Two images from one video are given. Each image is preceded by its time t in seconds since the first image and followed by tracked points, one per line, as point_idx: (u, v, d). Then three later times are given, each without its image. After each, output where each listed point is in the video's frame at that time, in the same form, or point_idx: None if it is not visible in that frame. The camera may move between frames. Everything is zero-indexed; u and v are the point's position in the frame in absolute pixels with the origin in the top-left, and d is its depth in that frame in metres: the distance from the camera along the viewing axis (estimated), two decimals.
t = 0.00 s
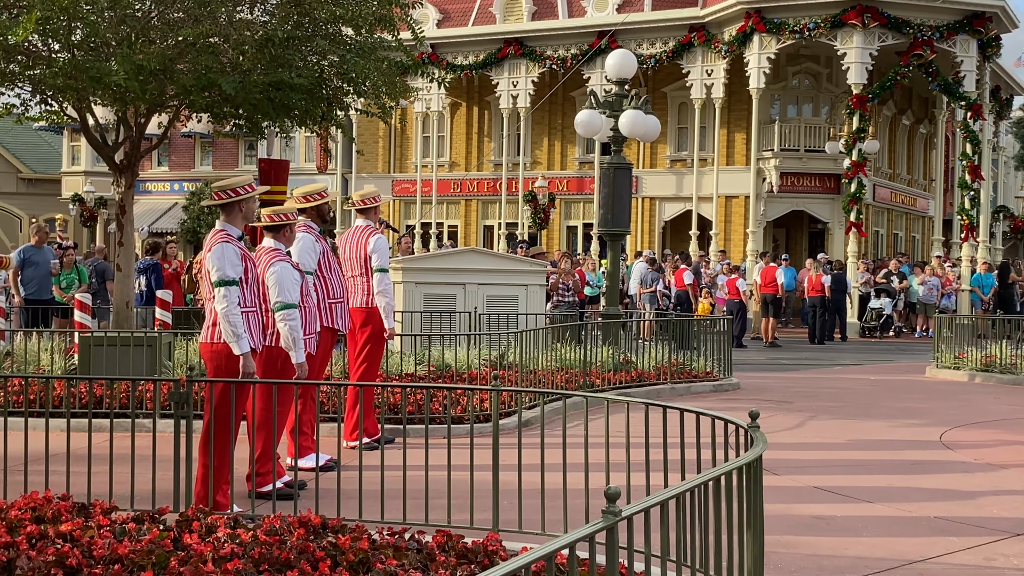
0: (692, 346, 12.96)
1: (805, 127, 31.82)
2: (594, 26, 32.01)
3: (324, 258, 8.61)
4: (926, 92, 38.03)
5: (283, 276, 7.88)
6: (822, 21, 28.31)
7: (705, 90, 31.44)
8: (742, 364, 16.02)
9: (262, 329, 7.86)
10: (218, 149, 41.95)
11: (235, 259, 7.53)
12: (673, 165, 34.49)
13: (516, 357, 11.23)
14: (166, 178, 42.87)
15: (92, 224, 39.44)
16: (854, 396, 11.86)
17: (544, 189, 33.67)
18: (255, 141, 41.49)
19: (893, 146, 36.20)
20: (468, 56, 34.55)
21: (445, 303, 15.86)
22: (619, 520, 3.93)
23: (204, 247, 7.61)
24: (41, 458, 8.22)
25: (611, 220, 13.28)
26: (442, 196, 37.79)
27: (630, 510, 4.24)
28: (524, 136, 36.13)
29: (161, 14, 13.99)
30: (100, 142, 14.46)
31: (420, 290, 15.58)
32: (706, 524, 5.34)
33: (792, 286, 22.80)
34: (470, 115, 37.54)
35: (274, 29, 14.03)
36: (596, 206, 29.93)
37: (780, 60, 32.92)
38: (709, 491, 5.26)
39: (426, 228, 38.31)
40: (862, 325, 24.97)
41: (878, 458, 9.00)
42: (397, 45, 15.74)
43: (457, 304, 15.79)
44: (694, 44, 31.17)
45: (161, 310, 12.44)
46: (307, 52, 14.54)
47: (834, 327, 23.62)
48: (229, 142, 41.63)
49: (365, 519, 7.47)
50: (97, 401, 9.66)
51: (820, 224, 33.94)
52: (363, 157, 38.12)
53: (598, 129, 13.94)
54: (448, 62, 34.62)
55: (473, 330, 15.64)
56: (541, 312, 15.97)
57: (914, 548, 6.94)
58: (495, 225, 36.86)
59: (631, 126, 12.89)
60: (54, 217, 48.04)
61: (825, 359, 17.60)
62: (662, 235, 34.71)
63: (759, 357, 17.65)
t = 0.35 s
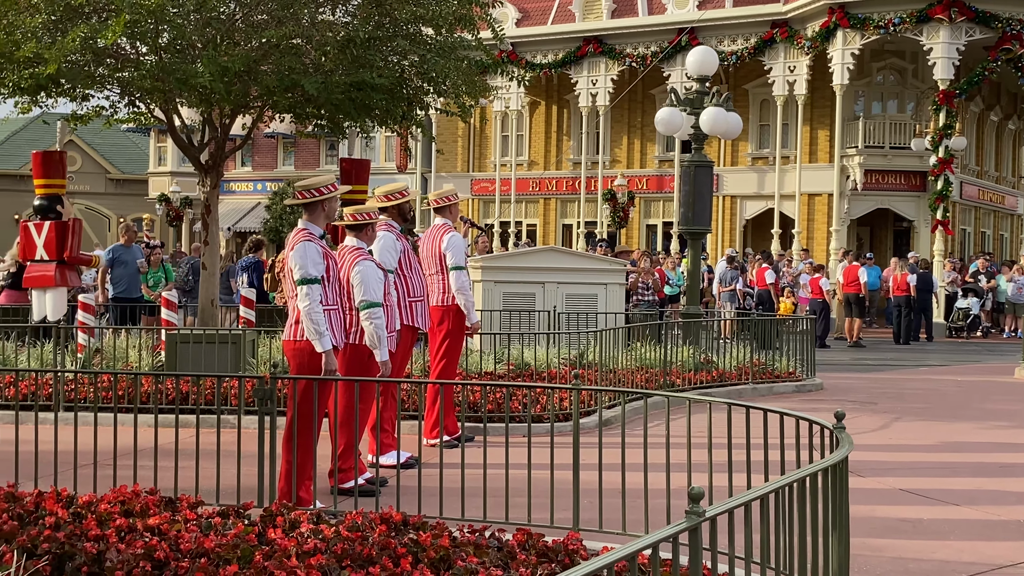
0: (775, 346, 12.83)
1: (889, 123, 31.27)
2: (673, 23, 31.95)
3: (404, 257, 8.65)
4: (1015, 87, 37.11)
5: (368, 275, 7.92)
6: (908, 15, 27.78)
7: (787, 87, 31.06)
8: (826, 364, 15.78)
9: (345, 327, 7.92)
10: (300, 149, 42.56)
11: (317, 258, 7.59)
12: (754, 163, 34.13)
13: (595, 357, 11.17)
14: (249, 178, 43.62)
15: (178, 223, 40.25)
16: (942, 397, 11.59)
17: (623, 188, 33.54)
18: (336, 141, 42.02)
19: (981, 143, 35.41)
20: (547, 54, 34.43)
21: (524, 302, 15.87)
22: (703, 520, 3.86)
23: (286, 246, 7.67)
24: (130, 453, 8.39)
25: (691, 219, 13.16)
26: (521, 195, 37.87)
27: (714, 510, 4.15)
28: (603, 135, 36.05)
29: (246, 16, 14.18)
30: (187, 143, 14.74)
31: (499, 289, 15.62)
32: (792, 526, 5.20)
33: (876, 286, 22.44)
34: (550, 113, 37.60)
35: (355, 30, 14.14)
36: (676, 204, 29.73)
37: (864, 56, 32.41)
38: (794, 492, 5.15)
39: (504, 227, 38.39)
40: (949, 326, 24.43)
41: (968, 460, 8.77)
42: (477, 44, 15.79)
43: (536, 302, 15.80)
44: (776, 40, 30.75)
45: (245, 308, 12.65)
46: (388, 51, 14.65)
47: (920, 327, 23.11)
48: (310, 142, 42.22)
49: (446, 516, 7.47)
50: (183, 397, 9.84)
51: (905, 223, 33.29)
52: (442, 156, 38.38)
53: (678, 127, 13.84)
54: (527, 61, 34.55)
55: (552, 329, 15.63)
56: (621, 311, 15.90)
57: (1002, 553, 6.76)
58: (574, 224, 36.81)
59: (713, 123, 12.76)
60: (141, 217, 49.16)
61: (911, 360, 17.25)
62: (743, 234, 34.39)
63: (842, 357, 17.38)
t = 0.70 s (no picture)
0: (810, 342, 12.76)
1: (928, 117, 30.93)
2: (708, 17, 31.75)
3: (439, 253, 8.67)
4: None
5: (403, 270, 7.94)
6: (946, 9, 27.49)
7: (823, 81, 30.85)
8: (862, 360, 15.67)
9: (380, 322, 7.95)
10: (335, 145, 42.76)
11: (352, 253, 7.62)
12: (790, 158, 33.91)
13: (629, 352, 11.16)
14: (285, 174, 43.90)
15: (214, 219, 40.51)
16: (981, 394, 11.47)
17: (658, 183, 33.43)
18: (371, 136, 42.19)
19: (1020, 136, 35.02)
20: (582, 48, 34.36)
21: (559, 298, 15.89)
22: (738, 516, 3.84)
23: (321, 241, 7.72)
24: (168, 447, 8.47)
25: (726, 214, 13.08)
26: (555, 190, 37.87)
27: (750, 505, 4.14)
28: (638, 129, 35.95)
29: (282, 12, 14.28)
30: (223, 139, 14.84)
31: (534, 285, 15.66)
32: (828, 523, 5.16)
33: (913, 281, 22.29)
34: (584, 108, 37.54)
35: (390, 25, 14.19)
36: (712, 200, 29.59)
37: (903, 49, 32.12)
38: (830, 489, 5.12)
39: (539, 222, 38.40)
40: (987, 321, 24.21)
41: (1007, 457, 8.68)
42: (512, 39, 15.81)
43: (571, 297, 15.80)
44: (812, 34, 30.50)
45: (280, 303, 12.74)
46: (422, 47, 14.72)
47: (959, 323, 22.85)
48: (345, 138, 42.40)
49: (481, 511, 7.49)
50: (220, 391, 9.92)
51: (943, 218, 32.95)
52: (477, 152, 38.42)
53: (714, 121, 13.77)
54: (561, 56, 34.54)
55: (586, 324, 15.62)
56: (656, 306, 15.86)
57: None
58: (609, 220, 36.78)
59: (749, 117, 12.67)
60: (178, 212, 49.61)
61: (949, 356, 17.08)
62: (779, 229, 34.21)
63: (879, 352, 17.25)
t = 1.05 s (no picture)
0: (826, 335, 12.74)
1: (944, 111, 30.80)
2: (723, 10, 31.65)
3: (454, 246, 8.66)
4: None
5: (416, 263, 7.93)
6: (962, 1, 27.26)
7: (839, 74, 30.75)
8: (878, 354, 15.63)
9: (394, 316, 7.95)
10: (350, 139, 42.82)
11: (367, 246, 7.63)
12: (805, 152, 33.83)
13: (645, 346, 11.15)
14: (300, 167, 44.00)
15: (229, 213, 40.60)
16: (996, 387, 11.44)
17: (674, 176, 33.38)
18: (386, 130, 42.25)
19: None
20: (597, 42, 34.45)
21: (574, 291, 15.90)
22: (754, 509, 3.83)
23: (336, 235, 7.73)
24: (185, 440, 8.51)
25: (742, 207, 13.06)
26: (570, 183, 37.88)
27: (766, 499, 4.12)
28: (653, 123, 35.92)
29: (297, 6, 14.30)
30: (238, 133, 14.87)
31: (549, 278, 15.68)
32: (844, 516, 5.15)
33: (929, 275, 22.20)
34: (599, 102, 37.52)
35: (405, 19, 14.16)
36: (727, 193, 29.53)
37: (918, 42, 32.01)
38: (846, 483, 5.10)
39: (554, 216, 38.41)
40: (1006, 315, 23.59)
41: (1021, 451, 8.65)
42: (527, 33, 15.79)
43: (586, 291, 15.82)
44: (827, 27, 30.43)
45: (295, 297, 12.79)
46: (437, 40, 14.66)
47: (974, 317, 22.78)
48: (360, 132, 42.45)
49: (497, 504, 7.50)
50: (236, 384, 9.95)
51: (959, 211, 32.83)
52: (491, 146, 38.45)
53: (729, 115, 13.74)
54: (576, 50, 34.60)
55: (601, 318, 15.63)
56: (671, 300, 15.85)
57: None
58: (623, 213, 36.77)
59: (764, 111, 12.67)
60: (193, 206, 49.81)
61: (964, 350, 16.99)
62: (794, 223, 34.14)
63: (895, 346, 17.21)
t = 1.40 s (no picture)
0: (830, 330, 12.73)
1: (948, 105, 30.81)
2: (727, 4, 31.60)
3: (457, 241, 8.66)
4: None
5: (420, 258, 7.93)
6: None
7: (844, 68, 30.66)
8: (882, 349, 15.62)
9: (398, 310, 7.96)
10: (353, 134, 42.80)
11: (371, 241, 7.64)
12: (809, 146, 33.79)
13: (649, 340, 11.15)
14: (303, 163, 44.01)
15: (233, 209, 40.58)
16: (1001, 382, 11.44)
17: (677, 171, 33.34)
18: (389, 126, 42.26)
19: None
20: (600, 36, 34.34)
21: (577, 286, 15.91)
22: (759, 502, 3.84)
23: (340, 230, 7.74)
24: (190, 434, 8.50)
25: (746, 201, 13.05)
26: (573, 178, 37.86)
27: (771, 493, 4.13)
28: (657, 118, 35.90)
29: (300, 1, 14.31)
30: (242, 128, 14.87)
31: (553, 273, 15.68)
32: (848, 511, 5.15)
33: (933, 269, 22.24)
34: (602, 97, 37.48)
35: (409, 14, 14.16)
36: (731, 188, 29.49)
37: (922, 37, 31.94)
38: (851, 477, 5.11)
39: (558, 211, 38.39)
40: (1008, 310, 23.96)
41: None
42: (531, 27, 15.77)
43: (589, 286, 15.82)
44: (832, 21, 30.36)
45: (300, 292, 12.80)
46: (441, 35, 14.65)
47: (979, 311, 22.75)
48: (363, 127, 42.44)
49: (501, 498, 7.52)
50: (241, 378, 9.95)
51: (964, 205, 32.78)
52: (494, 141, 38.44)
53: (733, 109, 13.75)
54: (580, 44, 34.56)
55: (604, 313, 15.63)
56: (675, 295, 15.86)
57: None
58: (627, 208, 36.74)
59: (768, 105, 12.65)
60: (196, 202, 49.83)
61: (968, 344, 16.97)
62: (798, 217, 34.09)
63: (899, 341, 17.19)
